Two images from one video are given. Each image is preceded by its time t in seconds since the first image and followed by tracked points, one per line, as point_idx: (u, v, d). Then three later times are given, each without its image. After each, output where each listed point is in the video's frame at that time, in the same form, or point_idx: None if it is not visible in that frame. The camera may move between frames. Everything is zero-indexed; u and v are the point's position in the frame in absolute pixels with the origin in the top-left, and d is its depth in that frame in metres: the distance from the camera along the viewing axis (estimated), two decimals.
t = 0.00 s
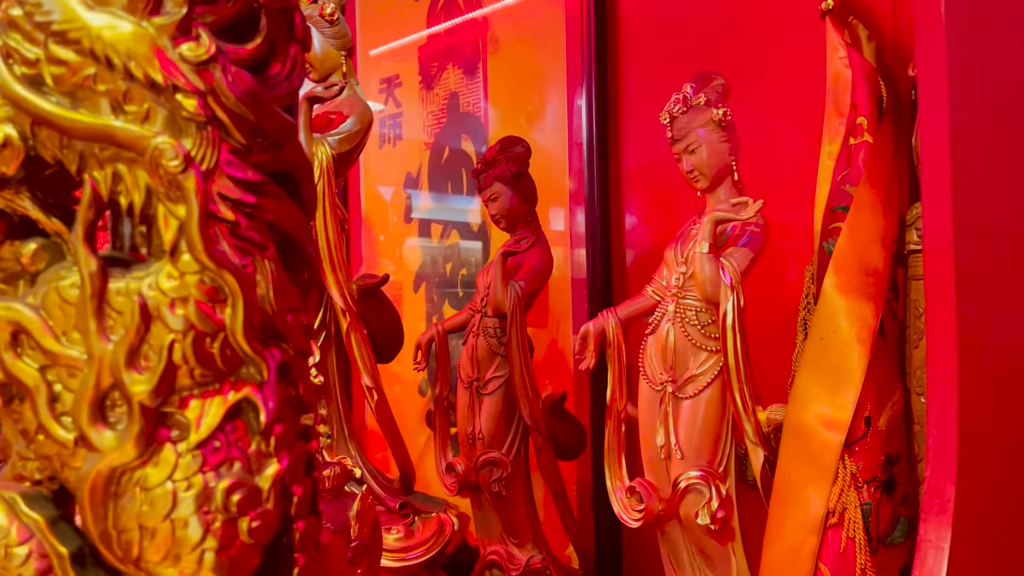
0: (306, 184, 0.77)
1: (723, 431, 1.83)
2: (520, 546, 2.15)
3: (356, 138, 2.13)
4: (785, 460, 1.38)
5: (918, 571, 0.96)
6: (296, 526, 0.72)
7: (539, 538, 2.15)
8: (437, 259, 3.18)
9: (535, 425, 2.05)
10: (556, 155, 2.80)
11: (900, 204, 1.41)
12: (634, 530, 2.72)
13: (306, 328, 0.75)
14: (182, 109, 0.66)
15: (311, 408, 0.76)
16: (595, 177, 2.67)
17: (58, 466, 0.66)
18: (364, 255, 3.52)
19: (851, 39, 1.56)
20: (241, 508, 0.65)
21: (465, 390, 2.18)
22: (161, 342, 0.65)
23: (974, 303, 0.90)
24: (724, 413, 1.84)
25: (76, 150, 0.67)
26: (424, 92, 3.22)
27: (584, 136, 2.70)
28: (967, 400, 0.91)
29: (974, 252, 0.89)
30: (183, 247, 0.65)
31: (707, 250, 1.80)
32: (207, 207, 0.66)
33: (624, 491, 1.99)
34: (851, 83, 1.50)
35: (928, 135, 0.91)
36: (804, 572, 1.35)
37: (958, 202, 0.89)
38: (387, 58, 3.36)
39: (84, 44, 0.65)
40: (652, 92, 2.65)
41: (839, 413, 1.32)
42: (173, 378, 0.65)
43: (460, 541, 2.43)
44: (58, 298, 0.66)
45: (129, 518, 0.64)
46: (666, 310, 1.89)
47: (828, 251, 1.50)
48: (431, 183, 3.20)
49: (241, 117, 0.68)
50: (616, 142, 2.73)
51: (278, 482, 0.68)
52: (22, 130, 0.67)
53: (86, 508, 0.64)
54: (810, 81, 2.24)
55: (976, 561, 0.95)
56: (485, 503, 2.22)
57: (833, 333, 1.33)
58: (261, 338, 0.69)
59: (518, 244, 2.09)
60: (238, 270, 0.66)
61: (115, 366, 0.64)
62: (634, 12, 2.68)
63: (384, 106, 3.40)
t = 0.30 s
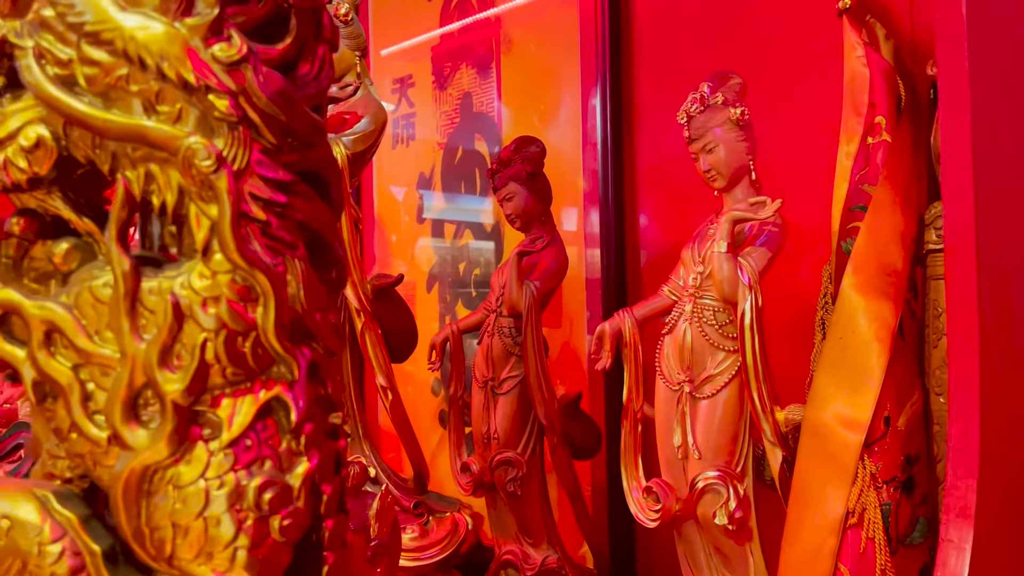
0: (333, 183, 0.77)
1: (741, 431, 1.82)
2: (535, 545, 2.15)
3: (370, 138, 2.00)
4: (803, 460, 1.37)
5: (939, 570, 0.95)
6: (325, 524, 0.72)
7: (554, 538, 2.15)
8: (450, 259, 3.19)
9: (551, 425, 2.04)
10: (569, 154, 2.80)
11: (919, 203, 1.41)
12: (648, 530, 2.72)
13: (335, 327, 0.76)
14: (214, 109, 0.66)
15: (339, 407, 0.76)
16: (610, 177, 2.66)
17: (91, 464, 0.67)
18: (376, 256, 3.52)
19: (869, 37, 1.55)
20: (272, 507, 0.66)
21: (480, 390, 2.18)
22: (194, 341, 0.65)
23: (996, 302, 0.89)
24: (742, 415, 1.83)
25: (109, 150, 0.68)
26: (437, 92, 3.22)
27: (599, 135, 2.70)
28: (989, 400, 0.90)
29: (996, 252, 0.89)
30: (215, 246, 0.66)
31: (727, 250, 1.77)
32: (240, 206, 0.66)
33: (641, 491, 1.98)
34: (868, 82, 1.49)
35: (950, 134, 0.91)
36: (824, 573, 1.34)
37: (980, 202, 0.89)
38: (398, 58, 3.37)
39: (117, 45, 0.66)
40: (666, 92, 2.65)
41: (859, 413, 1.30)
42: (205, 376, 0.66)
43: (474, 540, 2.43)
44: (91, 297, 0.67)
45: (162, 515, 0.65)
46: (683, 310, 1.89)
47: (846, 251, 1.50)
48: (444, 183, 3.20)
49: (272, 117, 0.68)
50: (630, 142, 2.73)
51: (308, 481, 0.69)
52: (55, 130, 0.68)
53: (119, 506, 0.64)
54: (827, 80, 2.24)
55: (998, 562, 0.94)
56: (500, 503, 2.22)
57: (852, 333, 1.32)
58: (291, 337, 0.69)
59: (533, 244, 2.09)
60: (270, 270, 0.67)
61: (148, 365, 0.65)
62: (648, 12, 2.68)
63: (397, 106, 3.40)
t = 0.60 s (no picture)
0: (365, 183, 0.78)
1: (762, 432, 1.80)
2: (553, 545, 2.13)
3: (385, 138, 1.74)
4: (827, 460, 1.36)
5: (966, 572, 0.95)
6: (359, 524, 0.72)
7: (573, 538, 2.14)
8: (465, 259, 3.19)
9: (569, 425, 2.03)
10: (585, 153, 2.80)
11: (941, 203, 1.39)
12: (666, 530, 2.70)
13: (367, 327, 0.76)
14: (251, 109, 0.67)
15: (372, 406, 0.77)
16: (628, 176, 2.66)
17: (129, 463, 0.67)
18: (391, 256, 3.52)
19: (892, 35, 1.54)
20: (310, 506, 0.66)
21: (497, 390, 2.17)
22: (232, 340, 0.66)
23: None
24: (763, 414, 1.81)
25: (146, 151, 0.68)
26: (453, 92, 3.22)
27: (615, 135, 2.70)
28: (1017, 399, 0.90)
29: None
30: (253, 246, 0.66)
31: (747, 248, 1.76)
32: (277, 207, 0.66)
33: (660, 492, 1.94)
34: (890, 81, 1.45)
35: (977, 134, 0.90)
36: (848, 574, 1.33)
37: (1008, 201, 0.88)
38: (412, 58, 3.37)
39: (155, 47, 0.66)
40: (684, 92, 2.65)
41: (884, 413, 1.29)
42: (243, 375, 0.66)
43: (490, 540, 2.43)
44: (130, 297, 0.67)
45: (200, 514, 0.65)
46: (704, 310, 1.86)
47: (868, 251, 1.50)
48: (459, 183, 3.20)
49: (309, 119, 0.69)
50: (648, 142, 2.73)
51: (344, 480, 0.69)
52: (92, 131, 0.69)
53: (158, 505, 0.65)
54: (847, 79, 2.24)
55: None
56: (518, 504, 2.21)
57: (874, 333, 1.30)
58: (327, 336, 0.70)
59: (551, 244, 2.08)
60: (307, 270, 0.67)
61: (186, 364, 0.65)
62: (665, 11, 2.68)
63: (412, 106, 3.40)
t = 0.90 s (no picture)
0: (396, 184, 0.77)
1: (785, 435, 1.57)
2: (571, 547, 2.02)
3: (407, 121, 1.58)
4: (846, 461, 1.35)
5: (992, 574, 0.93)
6: (390, 525, 0.71)
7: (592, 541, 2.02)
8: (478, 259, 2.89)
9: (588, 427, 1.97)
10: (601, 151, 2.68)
11: (964, 203, 1.36)
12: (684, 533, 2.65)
13: (397, 327, 0.76)
14: (284, 110, 0.66)
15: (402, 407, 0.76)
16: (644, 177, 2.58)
17: (162, 464, 0.68)
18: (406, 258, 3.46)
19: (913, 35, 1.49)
20: (342, 507, 0.65)
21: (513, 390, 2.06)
22: (265, 341, 0.66)
23: None
24: (786, 415, 1.58)
25: (179, 152, 0.68)
26: (467, 92, 2.91)
27: (631, 135, 2.61)
28: None
29: None
30: (286, 247, 0.66)
31: (770, 250, 1.54)
32: (310, 208, 0.66)
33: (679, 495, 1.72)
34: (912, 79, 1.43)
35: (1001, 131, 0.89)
36: None
37: None
38: (425, 57, 2.99)
39: (188, 48, 0.67)
40: (704, 90, 2.55)
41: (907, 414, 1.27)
42: (276, 376, 0.66)
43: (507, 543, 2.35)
44: (163, 297, 0.68)
45: (234, 515, 0.65)
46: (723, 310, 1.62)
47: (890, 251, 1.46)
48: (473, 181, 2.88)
49: (341, 119, 0.68)
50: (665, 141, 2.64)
51: (376, 482, 0.68)
52: (125, 133, 0.69)
53: (192, 505, 0.65)
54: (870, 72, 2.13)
55: None
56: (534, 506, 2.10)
57: (898, 334, 1.28)
58: (359, 337, 0.69)
59: (569, 244, 2.00)
60: (339, 271, 0.67)
61: (220, 365, 0.66)
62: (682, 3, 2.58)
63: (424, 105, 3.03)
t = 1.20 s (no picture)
0: (427, 185, 0.78)
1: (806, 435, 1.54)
2: (590, 547, 2.00)
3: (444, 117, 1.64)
4: (868, 462, 1.22)
5: None
6: (422, 524, 0.72)
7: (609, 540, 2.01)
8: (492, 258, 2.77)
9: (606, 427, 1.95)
10: (619, 151, 2.34)
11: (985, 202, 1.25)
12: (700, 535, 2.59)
13: (428, 327, 0.76)
14: (318, 113, 0.67)
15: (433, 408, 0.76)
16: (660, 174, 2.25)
17: (198, 464, 0.68)
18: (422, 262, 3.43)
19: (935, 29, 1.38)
20: (377, 506, 0.66)
21: (531, 391, 2.05)
22: (301, 342, 0.67)
23: None
24: (808, 416, 1.55)
25: (215, 154, 0.69)
26: (484, 93, 2.75)
27: (649, 133, 2.29)
28: None
29: None
30: (320, 248, 0.67)
31: (790, 250, 1.52)
32: (345, 209, 0.67)
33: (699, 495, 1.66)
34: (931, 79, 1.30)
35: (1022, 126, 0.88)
36: None
37: None
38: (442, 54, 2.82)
39: (224, 52, 0.67)
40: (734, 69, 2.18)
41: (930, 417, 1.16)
42: (312, 377, 0.67)
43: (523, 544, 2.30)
44: (199, 298, 0.68)
45: (269, 515, 0.66)
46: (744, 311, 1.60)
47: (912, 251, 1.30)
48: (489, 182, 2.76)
49: (374, 121, 0.69)
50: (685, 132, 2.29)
51: (409, 482, 0.68)
52: (160, 135, 0.69)
53: (229, 504, 0.66)
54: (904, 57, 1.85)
55: None
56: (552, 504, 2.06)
57: (920, 334, 1.15)
58: (392, 337, 0.70)
59: (586, 244, 1.99)
60: (373, 272, 0.67)
61: (256, 365, 0.66)
62: None
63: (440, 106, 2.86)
